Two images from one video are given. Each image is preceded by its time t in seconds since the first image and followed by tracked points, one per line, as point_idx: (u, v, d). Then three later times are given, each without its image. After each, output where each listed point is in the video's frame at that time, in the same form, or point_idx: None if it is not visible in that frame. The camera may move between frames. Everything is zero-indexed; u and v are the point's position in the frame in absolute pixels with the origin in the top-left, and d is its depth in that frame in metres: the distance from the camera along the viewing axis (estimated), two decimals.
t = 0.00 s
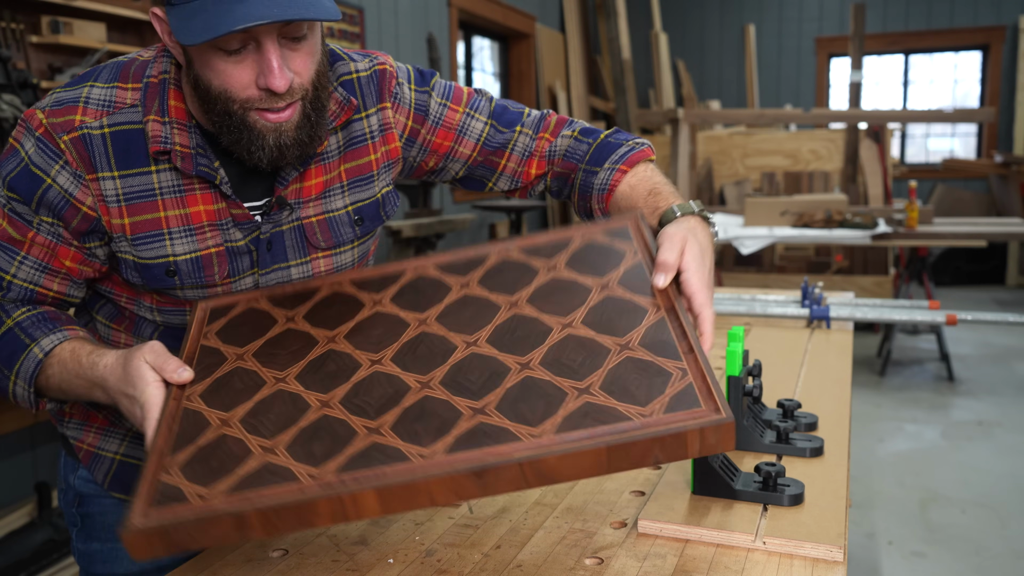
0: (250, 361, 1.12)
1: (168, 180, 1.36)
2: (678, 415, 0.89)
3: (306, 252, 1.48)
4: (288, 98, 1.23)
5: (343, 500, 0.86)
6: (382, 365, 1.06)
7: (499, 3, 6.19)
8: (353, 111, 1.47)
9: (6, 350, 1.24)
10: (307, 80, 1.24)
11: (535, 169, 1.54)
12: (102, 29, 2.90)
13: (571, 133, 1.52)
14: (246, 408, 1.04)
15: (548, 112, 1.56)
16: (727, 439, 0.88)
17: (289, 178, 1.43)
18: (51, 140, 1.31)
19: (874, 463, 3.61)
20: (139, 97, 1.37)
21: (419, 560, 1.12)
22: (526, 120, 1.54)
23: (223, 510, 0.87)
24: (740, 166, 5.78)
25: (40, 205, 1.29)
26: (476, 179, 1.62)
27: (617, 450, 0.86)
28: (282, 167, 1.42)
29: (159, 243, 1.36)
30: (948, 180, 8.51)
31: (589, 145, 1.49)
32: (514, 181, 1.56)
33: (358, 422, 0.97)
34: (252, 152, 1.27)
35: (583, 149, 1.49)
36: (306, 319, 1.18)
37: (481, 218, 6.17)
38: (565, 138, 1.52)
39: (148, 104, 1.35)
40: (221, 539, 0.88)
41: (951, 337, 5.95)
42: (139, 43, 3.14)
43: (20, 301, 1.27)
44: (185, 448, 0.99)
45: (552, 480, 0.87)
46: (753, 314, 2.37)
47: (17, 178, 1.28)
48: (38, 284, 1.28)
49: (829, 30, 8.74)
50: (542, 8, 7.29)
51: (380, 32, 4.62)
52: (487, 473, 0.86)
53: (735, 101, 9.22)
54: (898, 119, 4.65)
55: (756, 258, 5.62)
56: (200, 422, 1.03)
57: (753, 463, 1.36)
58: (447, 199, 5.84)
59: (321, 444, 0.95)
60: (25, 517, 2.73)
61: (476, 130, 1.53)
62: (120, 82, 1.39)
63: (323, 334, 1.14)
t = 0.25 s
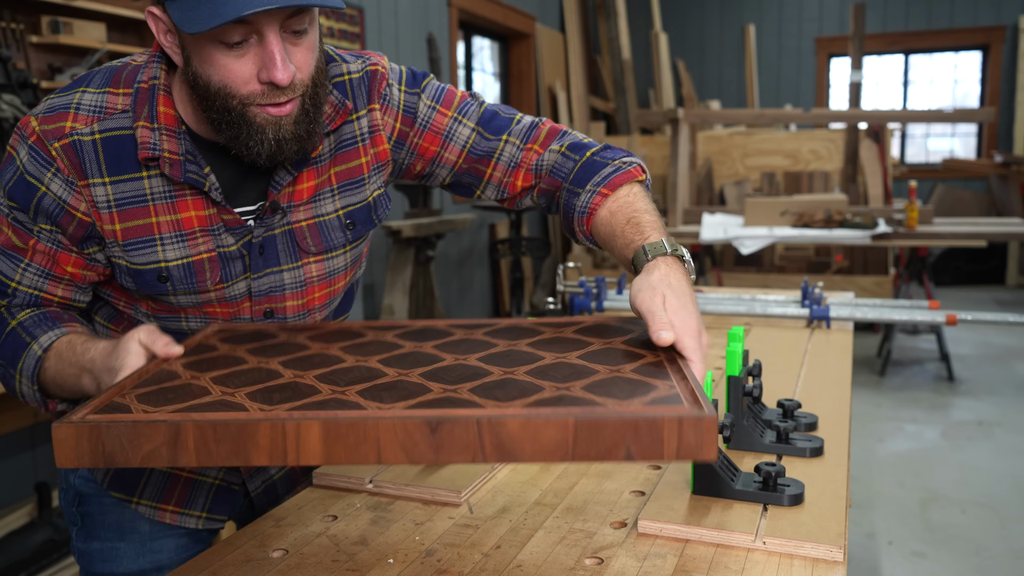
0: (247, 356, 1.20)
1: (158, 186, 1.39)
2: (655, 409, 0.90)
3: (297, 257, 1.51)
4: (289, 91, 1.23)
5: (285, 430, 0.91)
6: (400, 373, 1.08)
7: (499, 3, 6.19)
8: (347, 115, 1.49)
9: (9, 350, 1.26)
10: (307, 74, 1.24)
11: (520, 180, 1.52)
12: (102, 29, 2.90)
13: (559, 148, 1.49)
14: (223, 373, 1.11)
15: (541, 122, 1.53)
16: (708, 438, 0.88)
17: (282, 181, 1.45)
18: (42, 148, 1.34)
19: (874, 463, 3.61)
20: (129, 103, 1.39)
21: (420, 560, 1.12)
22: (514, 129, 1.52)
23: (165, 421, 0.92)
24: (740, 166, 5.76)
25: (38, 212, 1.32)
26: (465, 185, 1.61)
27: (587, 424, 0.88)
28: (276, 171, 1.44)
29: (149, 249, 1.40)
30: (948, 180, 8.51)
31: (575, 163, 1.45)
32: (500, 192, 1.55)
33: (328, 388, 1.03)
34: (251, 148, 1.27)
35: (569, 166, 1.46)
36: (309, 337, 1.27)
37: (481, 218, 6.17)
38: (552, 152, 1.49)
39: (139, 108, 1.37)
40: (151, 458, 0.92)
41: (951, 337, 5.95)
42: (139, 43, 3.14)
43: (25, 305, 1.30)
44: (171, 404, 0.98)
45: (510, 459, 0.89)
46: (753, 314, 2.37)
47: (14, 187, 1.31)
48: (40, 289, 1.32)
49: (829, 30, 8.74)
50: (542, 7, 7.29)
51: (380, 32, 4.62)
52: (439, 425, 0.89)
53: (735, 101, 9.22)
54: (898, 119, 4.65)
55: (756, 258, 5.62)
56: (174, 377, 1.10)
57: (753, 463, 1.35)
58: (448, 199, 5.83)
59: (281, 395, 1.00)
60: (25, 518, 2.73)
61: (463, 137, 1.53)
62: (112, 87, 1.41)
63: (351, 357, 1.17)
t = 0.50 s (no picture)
0: (248, 339, 1.11)
1: (149, 191, 1.37)
2: (677, 397, 0.80)
3: (287, 260, 1.49)
4: (267, 106, 1.22)
5: (281, 436, 0.81)
6: (376, 346, 1.04)
7: (499, 3, 6.19)
8: (337, 115, 1.47)
9: (25, 362, 1.26)
10: (287, 90, 1.23)
11: (508, 172, 1.44)
12: (102, 29, 2.90)
13: (548, 134, 1.40)
14: (225, 367, 1.01)
15: (526, 111, 1.46)
16: (733, 425, 0.77)
17: (275, 185, 1.44)
18: (36, 155, 1.32)
19: (875, 463, 3.61)
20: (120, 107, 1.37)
21: (420, 560, 1.12)
22: (498, 119, 1.45)
23: (157, 432, 0.83)
24: (740, 166, 5.77)
25: (40, 221, 1.31)
26: (453, 182, 1.56)
27: (597, 420, 0.77)
28: (267, 175, 1.43)
29: (141, 255, 1.37)
30: (948, 180, 8.51)
31: (566, 146, 1.36)
32: (488, 185, 1.47)
33: (329, 383, 0.93)
34: (227, 156, 1.25)
35: (560, 150, 1.37)
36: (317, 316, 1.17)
37: (481, 218, 6.17)
38: (542, 139, 1.41)
39: (128, 113, 1.35)
40: (152, 471, 0.84)
41: (951, 337, 5.95)
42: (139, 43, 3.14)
43: (36, 317, 1.30)
44: (150, 389, 0.97)
45: (520, 457, 0.79)
46: (753, 314, 2.37)
47: (13, 199, 1.30)
48: (50, 300, 1.31)
49: (829, 30, 8.74)
50: (542, 7, 7.28)
51: (380, 32, 4.62)
52: (442, 428, 0.79)
53: (735, 101, 9.22)
54: (898, 119, 4.65)
55: (756, 258, 5.63)
56: (176, 374, 1.01)
57: (753, 463, 1.35)
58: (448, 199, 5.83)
59: (280, 395, 0.91)
60: (25, 517, 2.73)
61: (445, 130, 1.48)
62: (102, 92, 1.39)
63: (328, 325, 1.13)
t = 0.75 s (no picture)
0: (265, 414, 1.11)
1: (140, 194, 1.27)
2: (620, 501, 0.76)
3: (276, 269, 1.36)
4: (255, 108, 1.13)
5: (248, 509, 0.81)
6: (371, 436, 1.00)
7: (499, 4, 6.19)
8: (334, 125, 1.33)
9: (20, 376, 1.23)
10: (279, 90, 1.14)
11: (488, 221, 1.27)
12: (102, 29, 2.90)
13: (536, 197, 1.25)
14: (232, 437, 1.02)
15: (520, 161, 1.30)
16: (665, 546, 0.72)
17: (266, 193, 1.31)
18: (28, 154, 1.24)
19: (874, 463, 3.61)
20: (114, 108, 1.27)
21: (420, 560, 1.12)
22: (489, 162, 1.29)
23: (146, 490, 0.85)
24: (740, 166, 5.77)
25: (29, 218, 1.24)
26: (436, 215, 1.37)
27: (534, 523, 0.74)
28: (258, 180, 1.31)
29: (130, 257, 1.28)
30: (948, 180, 8.52)
31: (552, 219, 1.21)
32: (465, 229, 1.30)
33: (313, 462, 0.92)
34: (216, 160, 1.16)
35: (546, 222, 1.21)
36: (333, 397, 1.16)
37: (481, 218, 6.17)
38: (529, 200, 1.25)
39: (120, 116, 1.25)
40: (138, 528, 0.85)
41: (952, 337, 5.95)
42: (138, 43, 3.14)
43: (26, 320, 1.26)
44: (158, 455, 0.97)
45: (460, 551, 0.77)
46: (753, 314, 2.37)
47: (2, 194, 1.24)
48: (40, 299, 1.26)
49: (829, 30, 8.75)
50: (542, 7, 7.28)
51: (380, 32, 4.62)
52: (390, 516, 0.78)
53: (735, 101, 9.22)
54: (898, 119, 4.65)
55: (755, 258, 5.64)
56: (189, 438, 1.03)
57: (753, 463, 1.35)
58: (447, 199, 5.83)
59: (264, 469, 0.90)
60: (25, 517, 2.73)
61: (436, 161, 1.32)
62: (96, 91, 1.29)
63: (336, 412, 1.10)
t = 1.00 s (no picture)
0: (293, 469, 1.19)
1: (135, 216, 1.26)
2: None
3: (268, 296, 1.34)
4: (268, 141, 1.11)
5: (255, 555, 0.92)
6: (387, 502, 1.07)
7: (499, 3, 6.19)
8: (332, 157, 1.31)
9: (36, 405, 1.26)
10: (290, 124, 1.12)
11: (476, 275, 1.23)
12: (102, 29, 2.90)
13: (533, 261, 1.21)
14: (255, 487, 1.11)
15: (521, 221, 1.26)
16: None
17: (260, 222, 1.29)
18: (24, 168, 1.23)
19: (874, 463, 3.61)
20: (113, 126, 1.26)
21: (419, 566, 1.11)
22: (487, 217, 1.25)
23: (165, 522, 0.98)
24: (740, 166, 5.77)
25: (28, 234, 1.23)
26: (424, 259, 1.33)
27: None
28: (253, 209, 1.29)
29: (122, 278, 1.26)
30: (948, 180, 8.52)
31: (551, 286, 1.18)
32: (453, 277, 1.27)
33: (321, 520, 1.00)
34: (223, 191, 1.15)
35: (544, 288, 1.18)
36: (363, 463, 1.22)
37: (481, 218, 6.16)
38: (525, 262, 1.21)
39: (119, 137, 1.24)
40: (156, 557, 0.98)
41: (951, 337, 5.95)
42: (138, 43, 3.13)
43: (31, 335, 1.27)
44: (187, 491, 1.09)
45: None
46: (753, 314, 2.37)
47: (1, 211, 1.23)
48: (41, 317, 1.27)
49: (829, 30, 8.75)
50: (542, 7, 7.28)
51: (380, 32, 4.61)
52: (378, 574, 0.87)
53: (735, 101, 9.22)
54: (898, 119, 4.65)
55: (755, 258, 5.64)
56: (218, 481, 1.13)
57: (754, 463, 1.35)
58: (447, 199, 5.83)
59: (278, 520, 1.00)
60: (25, 517, 2.74)
61: (431, 207, 1.27)
62: (96, 107, 1.28)
63: (362, 475, 1.17)
